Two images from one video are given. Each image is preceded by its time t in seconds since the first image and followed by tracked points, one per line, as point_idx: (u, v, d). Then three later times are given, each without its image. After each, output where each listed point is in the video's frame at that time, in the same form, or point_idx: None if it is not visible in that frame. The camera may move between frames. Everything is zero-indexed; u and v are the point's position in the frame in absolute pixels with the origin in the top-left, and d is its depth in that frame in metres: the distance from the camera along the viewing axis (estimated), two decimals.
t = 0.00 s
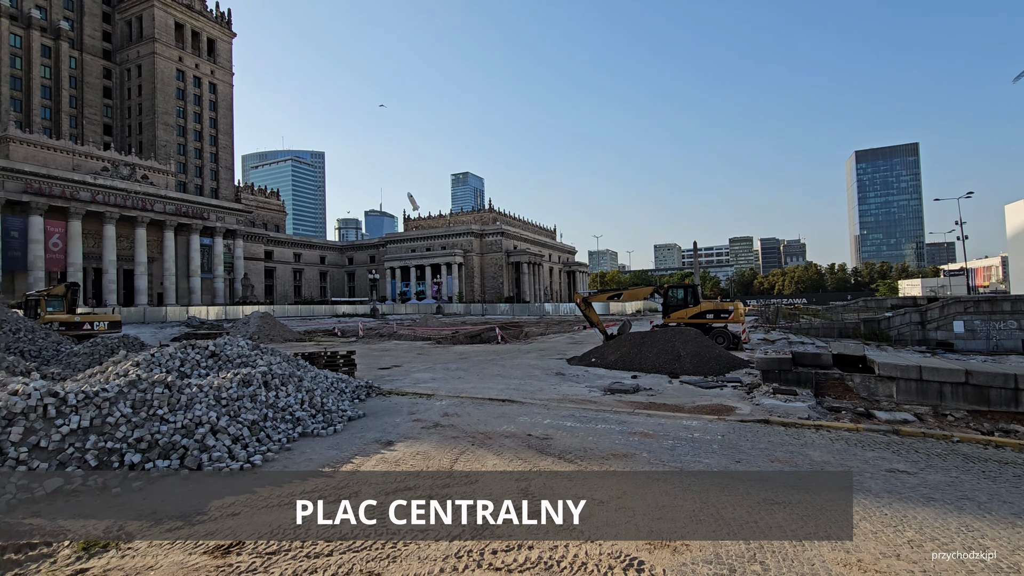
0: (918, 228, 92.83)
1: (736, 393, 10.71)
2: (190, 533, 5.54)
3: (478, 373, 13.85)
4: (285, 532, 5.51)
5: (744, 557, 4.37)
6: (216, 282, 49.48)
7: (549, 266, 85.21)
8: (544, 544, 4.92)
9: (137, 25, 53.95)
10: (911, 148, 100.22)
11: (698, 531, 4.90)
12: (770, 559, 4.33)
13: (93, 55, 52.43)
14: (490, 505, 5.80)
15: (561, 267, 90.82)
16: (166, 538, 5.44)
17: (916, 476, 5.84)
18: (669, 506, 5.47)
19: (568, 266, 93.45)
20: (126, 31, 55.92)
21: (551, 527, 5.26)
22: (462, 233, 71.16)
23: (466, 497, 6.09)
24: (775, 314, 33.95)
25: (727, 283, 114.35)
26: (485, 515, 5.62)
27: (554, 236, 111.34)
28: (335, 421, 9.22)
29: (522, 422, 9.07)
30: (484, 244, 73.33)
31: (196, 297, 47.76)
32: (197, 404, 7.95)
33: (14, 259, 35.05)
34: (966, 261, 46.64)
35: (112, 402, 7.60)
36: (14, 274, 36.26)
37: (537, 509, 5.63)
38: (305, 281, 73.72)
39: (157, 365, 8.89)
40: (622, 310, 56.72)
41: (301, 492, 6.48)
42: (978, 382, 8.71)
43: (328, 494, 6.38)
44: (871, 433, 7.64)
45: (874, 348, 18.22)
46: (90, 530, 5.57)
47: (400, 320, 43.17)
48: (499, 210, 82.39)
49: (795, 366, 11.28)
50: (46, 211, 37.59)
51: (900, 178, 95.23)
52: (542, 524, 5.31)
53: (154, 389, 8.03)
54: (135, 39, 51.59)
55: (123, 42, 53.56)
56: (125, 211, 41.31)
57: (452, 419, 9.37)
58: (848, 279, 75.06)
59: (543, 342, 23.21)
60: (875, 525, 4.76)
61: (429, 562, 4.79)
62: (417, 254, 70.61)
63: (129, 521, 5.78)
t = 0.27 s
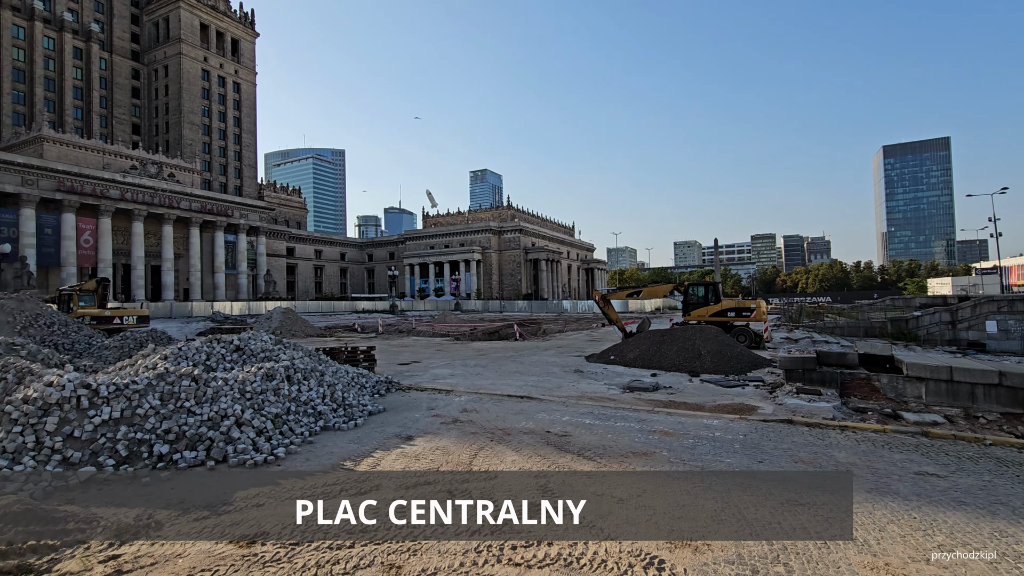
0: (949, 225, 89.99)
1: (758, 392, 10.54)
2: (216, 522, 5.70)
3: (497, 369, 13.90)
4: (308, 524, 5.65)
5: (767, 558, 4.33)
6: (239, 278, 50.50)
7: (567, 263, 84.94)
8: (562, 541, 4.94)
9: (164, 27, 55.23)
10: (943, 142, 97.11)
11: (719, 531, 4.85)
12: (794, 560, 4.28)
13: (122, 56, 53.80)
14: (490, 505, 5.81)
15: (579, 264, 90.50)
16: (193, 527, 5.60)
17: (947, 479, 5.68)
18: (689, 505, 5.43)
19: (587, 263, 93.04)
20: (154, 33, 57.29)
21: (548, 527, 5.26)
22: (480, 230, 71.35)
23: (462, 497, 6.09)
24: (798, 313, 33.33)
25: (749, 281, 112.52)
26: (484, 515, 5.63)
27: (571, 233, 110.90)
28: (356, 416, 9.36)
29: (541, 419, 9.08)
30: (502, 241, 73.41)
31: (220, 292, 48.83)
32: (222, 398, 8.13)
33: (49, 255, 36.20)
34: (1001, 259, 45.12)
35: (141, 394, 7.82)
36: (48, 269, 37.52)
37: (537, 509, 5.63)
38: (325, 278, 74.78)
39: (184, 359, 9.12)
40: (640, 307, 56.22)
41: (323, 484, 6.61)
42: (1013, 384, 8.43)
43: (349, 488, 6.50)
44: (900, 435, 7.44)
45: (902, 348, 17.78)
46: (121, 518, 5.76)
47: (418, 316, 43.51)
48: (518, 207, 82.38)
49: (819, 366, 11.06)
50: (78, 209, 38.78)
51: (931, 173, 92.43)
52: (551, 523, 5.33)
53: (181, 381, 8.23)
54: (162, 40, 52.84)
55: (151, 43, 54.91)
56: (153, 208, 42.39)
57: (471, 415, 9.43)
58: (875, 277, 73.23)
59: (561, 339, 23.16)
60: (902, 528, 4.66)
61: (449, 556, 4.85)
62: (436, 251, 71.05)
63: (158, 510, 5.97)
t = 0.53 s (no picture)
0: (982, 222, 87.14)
1: (781, 392, 10.38)
2: (242, 513, 5.85)
3: (516, 366, 13.94)
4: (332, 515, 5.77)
5: (790, 560, 4.28)
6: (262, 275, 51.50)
7: (586, 260, 84.62)
8: (581, 538, 4.96)
9: (191, 28, 56.45)
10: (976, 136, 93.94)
11: (742, 531, 4.81)
12: (819, 563, 4.22)
13: (151, 57, 55.15)
14: (501, 504, 5.85)
15: (598, 261, 90.06)
16: (220, 517, 5.77)
17: (979, 484, 5.53)
18: (711, 505, 5.39)
19: (606, 260, 92.53)
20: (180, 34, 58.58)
21: (558, 526, 5.27)
22: (498, 227, 71.48)
23: (467, 497, 6.11)
24: (823, 312, 32.69)
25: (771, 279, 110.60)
26: (488, 515, 5.65)
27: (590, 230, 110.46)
28: (377, 411, 9.48)
29: (560, 416, 9.08)
30: (521, 238, 73.43)
31: (244, 289, 49.90)
32: (247, 391, 8.33)
33: (81, 252, 37.45)
34: None
35: (170, 387, 8.05)
36: (80, 265, 38.74)
37: (536, 510, 5.64)
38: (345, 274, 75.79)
39: (211, 353, 9.35)
40: (660, 305, 55.80)
41: (345, 478, 6.74)
42: None
43: (371, 482, 6.63)
44: (930, 437, 7.25)
45: (931, 348, 17.35)
46: (152, 507, 5.96)
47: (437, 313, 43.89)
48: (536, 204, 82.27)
49: (845, 366, 10.85)
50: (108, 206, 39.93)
51: (963, 168, 89.51)
52: (570, 521, 5.35)
53: (208, 375, 8.44)
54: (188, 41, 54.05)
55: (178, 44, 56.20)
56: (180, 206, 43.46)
57: (490, 411, 9.49)
58: (903, 275, 71.35)
59: (580, 337, 23.09)
60: (932, 532, 4.56)
61: (469, 551, 4.91)
62: (454, 248, 71.42)
63: (187, 500, 6.15)
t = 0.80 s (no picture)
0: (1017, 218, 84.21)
1: (805, 392, 10.19)
2: (266, 505, 5.98)
3: (534, 364, 13.95)
4: (355, 508, 5.88)
5: (815, 563, 4.21)
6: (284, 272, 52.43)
7: (604, 258, 84.17)
8: (601, 536, 4.97)
9: (215, 29, 57.62)
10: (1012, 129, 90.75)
11: (765, 532, 4.76)
12: (844, 566, 4.15)
13: (177, 58, 56.42)
14: (518, 501, 5.92)
15: (616, 259, 89.45)
16: (246, 508, 5.92)
17: (1012, 489, 5.37)
18: (733, 506, 5.34)
19: (624, 258, 91.89)
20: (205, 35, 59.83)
21: (578, 525, 5.27)
22: (517, 225, 71.51)
23: (485, 494, 6.18)
24: (848, 311, 31.99)
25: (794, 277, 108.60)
26: (507, 512, 5.69)
27: (609, 228, 109.71)
28: (397, 406, 9.59)
29: (579, 414, 9.07)
30: (539, 236, 73.34)
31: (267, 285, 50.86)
32: (270, 386, 8.50)
33: (111, 249, 38.60)
34: None
35: (197, 381, 8.27)
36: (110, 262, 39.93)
37: (553, 507, 5.71)
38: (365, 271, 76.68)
39: (236, 348, 9.56)
40: (680, 303, 55.18)
41: (366, 473, 6.86)
42: None
43: (392, 477, 6.74)
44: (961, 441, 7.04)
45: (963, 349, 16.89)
46: (179, 498, 6.14)
47: (456, 310, 44.08)
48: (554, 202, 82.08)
49: (872, 366, 10.61)
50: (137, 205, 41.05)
51: (997, 162, 86.61)
52: (588, 519, 5.36)
53: (233, 370, 8.64)
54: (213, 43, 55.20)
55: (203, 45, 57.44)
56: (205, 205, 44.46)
57: (509, 408, 9.52)
58: (932, 274, 69.41)
59: (599, 335, 22.98)
60: (964, 538, 4.45)
61: (489, 546, 4.95)
62: (473, 246, 71.66)
63: (213, 491, 6.33)
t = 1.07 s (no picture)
0: None
1: (829, 393, 10.01)
2: (289, 499, 6.11)
3: (552, 362, 13.94)
4: (375, 503, 5.97)
5: (838, 567, 4.14)
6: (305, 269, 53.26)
7: (622, 256, 83.62)
8: (620, 536, 4.96)
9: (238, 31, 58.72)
10: None
11: (788, 535, 4.69)
12: (869, 571, 4.07)
13: (202, 60, 57.58)
14: (537, 497, 5.98)
15: (635, 257, 88.84)
16: (269, 501, 6.05)
17: None
18: (755, 507, 5.27)
19: (643, 256, 91.12)
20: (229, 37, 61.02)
21: (597, 523, 5.26)
22: (534, 223, 71.44)
23: (504, 491, 6.24)
24: (875, 311, 31.26)
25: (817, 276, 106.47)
26: (527, 509, 5.71)
27: (627, 226, 108.85)
28: (415, 403, 9.68)
29: (597, 413, 9.06)
30: (557, 234, 73.17)
31: (288, 283, 51.73)
32: (292, 381, 8.66)
33: (138, 247, 39.75)
34: None
35: (221, 376, 8.47)
36: (137, 260, 41.04)
37: (576, 504, 5.73)
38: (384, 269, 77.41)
39: (258, 344, 9.76)
40: (699, 302, 54.55)
41: (386, 468, 6.96)
42: None
43: (411, 473, 6.83)
44: (993, 445, 6.84)
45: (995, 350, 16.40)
46: (205, 490, 6.30)
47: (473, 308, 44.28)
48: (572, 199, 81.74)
49: (898, 367, 10.39)
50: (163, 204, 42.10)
51: None
52: (608, 518, 5.35)
53: (256, 365, 8.82)
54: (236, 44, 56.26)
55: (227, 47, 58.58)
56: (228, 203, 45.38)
57: (527, 406, 9.55)
58: (963, 273, 67.38)
59: (616, 333, 22.84)
60: (995, 546, 4.33)
61: (508, 544, 4.97)
62: (490, 244, 71.80)
63: (237, 484, 6.48)
